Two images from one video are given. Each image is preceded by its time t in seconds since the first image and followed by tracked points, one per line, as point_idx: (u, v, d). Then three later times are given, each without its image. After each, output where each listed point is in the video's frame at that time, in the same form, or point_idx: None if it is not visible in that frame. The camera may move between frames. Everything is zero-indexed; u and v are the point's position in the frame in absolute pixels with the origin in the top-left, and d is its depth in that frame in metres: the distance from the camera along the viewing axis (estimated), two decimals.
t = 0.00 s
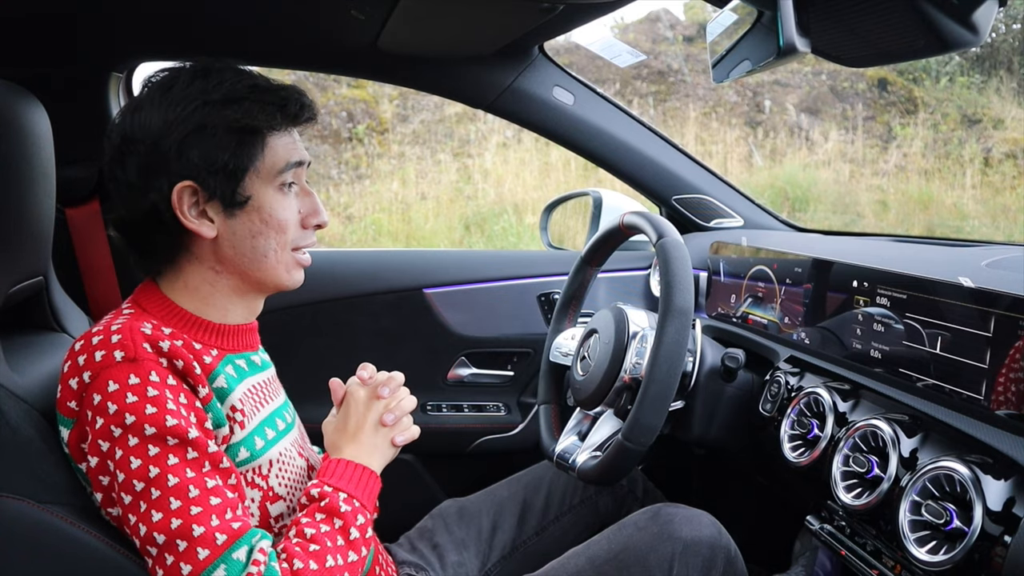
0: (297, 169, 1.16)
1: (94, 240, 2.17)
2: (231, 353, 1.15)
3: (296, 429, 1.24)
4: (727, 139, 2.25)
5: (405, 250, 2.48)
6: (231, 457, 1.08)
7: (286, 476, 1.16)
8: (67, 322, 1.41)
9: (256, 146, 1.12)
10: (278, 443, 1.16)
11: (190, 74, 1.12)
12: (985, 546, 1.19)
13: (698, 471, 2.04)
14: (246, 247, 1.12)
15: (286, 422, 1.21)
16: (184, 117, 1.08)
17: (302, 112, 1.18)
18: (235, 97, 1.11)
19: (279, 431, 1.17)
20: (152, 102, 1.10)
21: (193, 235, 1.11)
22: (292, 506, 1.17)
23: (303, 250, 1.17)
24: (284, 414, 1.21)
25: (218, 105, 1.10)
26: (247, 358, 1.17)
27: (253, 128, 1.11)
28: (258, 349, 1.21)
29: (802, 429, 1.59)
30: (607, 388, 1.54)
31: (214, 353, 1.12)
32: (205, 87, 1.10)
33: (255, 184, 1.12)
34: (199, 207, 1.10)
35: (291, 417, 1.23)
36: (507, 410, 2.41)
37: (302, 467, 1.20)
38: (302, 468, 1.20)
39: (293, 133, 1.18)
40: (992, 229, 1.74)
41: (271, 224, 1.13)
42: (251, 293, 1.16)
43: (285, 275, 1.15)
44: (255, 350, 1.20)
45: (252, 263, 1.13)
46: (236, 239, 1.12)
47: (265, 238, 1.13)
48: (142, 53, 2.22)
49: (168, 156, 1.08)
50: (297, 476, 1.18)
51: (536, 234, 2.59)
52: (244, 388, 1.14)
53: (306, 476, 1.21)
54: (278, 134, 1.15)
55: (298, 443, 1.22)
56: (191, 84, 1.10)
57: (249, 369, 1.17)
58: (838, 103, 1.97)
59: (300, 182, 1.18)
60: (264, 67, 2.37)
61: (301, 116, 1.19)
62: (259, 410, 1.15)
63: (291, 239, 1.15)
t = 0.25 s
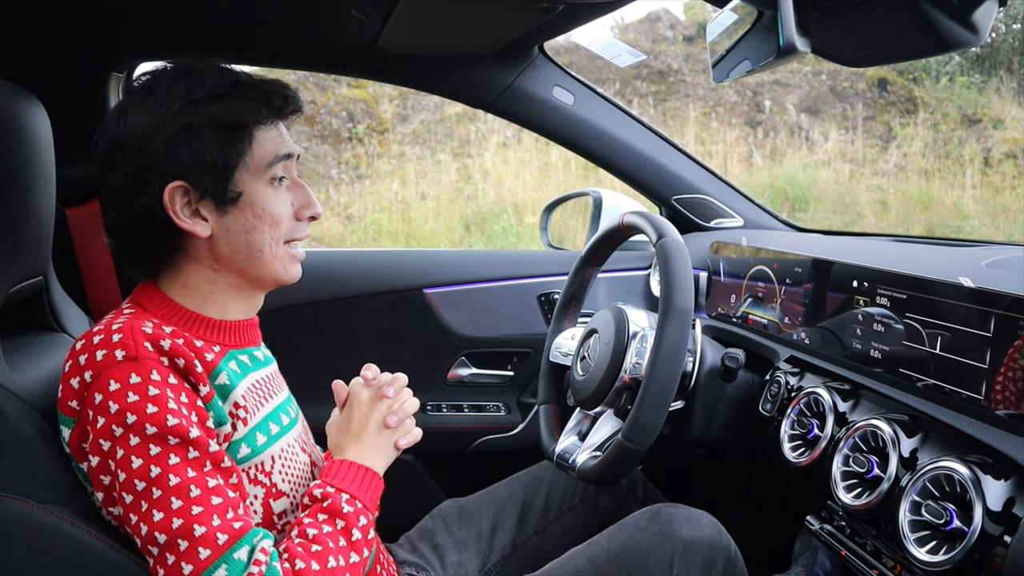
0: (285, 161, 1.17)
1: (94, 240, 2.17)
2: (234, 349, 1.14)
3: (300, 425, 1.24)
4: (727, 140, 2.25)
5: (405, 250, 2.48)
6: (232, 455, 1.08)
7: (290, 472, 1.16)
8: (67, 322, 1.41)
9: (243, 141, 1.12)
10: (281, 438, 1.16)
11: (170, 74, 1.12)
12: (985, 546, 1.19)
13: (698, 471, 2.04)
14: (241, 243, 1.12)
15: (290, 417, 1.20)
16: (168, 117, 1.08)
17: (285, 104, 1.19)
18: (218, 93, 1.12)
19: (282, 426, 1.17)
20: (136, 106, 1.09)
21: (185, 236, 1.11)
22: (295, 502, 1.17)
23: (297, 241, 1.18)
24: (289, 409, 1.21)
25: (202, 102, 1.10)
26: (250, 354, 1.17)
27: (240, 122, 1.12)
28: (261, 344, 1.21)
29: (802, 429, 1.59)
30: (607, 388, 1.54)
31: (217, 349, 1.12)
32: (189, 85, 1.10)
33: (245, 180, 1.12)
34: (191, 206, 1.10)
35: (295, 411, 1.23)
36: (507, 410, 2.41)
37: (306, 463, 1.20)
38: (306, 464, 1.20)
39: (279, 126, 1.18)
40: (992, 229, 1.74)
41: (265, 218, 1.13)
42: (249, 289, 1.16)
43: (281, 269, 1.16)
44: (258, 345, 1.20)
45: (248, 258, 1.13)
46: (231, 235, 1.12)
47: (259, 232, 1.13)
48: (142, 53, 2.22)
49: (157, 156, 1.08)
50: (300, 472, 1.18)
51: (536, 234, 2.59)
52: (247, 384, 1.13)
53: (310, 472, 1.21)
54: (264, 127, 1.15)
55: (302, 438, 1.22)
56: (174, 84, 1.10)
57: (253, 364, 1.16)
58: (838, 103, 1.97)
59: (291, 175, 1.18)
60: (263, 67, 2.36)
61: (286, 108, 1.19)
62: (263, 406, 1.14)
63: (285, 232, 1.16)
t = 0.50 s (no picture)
0: (284, 162, 1.17)
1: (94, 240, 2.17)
2: (234, 346, 1.15)
3: (303, 421, 1.24)
4: (727, 140, 2.26)
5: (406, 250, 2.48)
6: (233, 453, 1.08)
7: (292, 469, 1.16)
8: (67, 322, 1.41)
9: (243, 141, 1.12)
10: (283, 435, 1.16)
11: (169, 73, 1.12)
12: (985, 546, 1.19)
13: (698, 471, 2.04)
14: (240, 244, 1.12)
15: (292, 413, 1.20)
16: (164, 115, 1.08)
17: (284, 104, 1.19)
18: (217, 93, 1.12)
19: (284, 423, 1.17)
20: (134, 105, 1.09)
21: (183, 236, 1.11)
22: (298, 499, 1.17)
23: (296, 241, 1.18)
24: (290, 406, 1.21)
25: (201, 102, 1.10)
26: (251, 351, 1.17)
27: (238, 122, 1.12)
28: (262, 341, 1.21)
29: (802, 429, 1.59)
30: (607, 387, 1.54)
31: (218, 347, 1.12)
32: (189, 84, 1.10)
33: (244, 180, 1.12)
34: (189, 206, 1.10)
35: (297, 408, 1.23)
36: (507, 410, 2.41)
37: (308, 460, 1.20)
38: (308, 461, 1.20)
39: (277, 126, 1.18)
40: (992, 229, 1.74)
41: (264, 219, 1.13)
42: (249, 287, 1.16)
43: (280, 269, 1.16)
44: (258, 342, 1.20)
45: (247, 258, 1.13)
46: (229, 235, 1.12)
47: (258, 232, 1.13)
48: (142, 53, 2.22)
49: (155, 157, 1.08)
50: (303, 469, 1.18)
51: (537, 234, 2.58)
52: (248, 381, 1.13)
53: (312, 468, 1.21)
54: (263, 127, 1.15)
55: (304, 435, 1.22)
56: (175, 83, 1.10)
57: (254, 361, 1.17)
58: (838, 103, 1.97)
59: (290, 175, 1.18)
60: (264, 67, 2.36)
61: (285, 106, 1.19)
62: (264, 403, 1.14)
63: (284, 232, 1.16)
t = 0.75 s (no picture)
0: (290, 165, 1.17)
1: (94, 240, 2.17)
2: (234, 347, 1.15)
3: (302, 422, 1.24)
4: (727, 140, 2.27)
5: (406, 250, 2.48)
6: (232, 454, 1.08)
7: (291, 470, 1.16)
8: (67, 322, 1.41)
9: (249, 142, 1.12)
10: (282, 437, 1.16)
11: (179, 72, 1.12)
12: (985, 546, 1.19)
13: (698, 471, 2.04)
14: (242, 245, 1.13)
15: (292, 415, 1.20)
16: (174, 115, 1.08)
17: (293, 107, 1.19)
18: (226, 94, 1.12)
19: (283, 425, 1.17)
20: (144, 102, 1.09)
21: (185, 234, 1.11)
22: (297, 501, 1.17)
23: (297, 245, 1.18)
24: (289, 407, 1.20)
25: (210, 102, 1.10)
26: (250, 352, 1.17)
27: (245, 123, 1.12)
28: (262, 342, 1.21)
29: (802, 429, 1.59)
30: (607, 387, 1.54)
31: (218, 348, 1.12)
32: (197, 84, 1.11)
33: (248, 181, 1.12)
34: (192, 206, 1.10)
35: (296, 409, 1.23)
36: (507, 410, 2.41)
37: (308, 461, 1.20)
38: (308, 462, 1.20)
39: (284, 129, 1.18)
40: (992, 229, 1.74)
41: (267, 220, 1.14)
42: (249, 288, 1.16)
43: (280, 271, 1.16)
44: (257, 343, 1.20)
45: (248, 259, 1.13)
46: (231, 235, 1.12)
47: (259, 234, 1.13)
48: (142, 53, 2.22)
49: (160, 155, 1.08)
50: (302, 470, 1.18)
51: (537, 234, 2.59)
52: (247, 383, 1.13)
53: (311, 470, 1.21)
54: (270, 129, 1.15)
55: (304, 437, 1.22)
56: (184, 81, 1.11)
57: (253, 362, 1.17)
58: (838, 103, 1.97)
59: (294, 179, 1.18)
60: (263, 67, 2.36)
61: (293, 109, 1.19)
62: (263, 405, 1.14)
63: (286, 235, 1.16)
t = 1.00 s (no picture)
0: (260, 154, 1.16)
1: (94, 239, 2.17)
2: (234, 351, 1.15)
3: (302, 429, 1.24)
4: (727, 140, 2.25)
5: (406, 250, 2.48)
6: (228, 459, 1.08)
7: (288, 477, 1.16)
8: (66, 322, 1.41)
9: (208, 131, 1.15)
10: (278, 444, 1.16)
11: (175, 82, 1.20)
12: (985, 546, 1.19)
13: (699, 471, 2.04)
14: (204, 235, 1.13)
15: (289, 422, 1.21)
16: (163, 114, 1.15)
17: (271, 100, 1.19)
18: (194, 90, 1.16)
19: (280, 431, 1.17)
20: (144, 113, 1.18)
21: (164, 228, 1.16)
22: (294, 508, 1.17)
23: (271, 236, 1.15)
24: (288, 414, 1.21)
25: (184, 100, 1.15)
26: (250, 356, 1.17)
27: (205, 113, 1.14)
28: (264, 347, 1.22)
29: (802, 429, 1.59)
30: (607, 388, 1.54)
31: (217, 352, 1.13)
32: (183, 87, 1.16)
33: (206, 171, 1.13)
34: (164, 199, 1.15)
35: (295, 416, 1.23)
36: (507, 410, 2.41)
37: (304, 468, 1.20)
38: (304, 469, 1.20)
39: (262, 120, 1.18)
40: (992, 229, 1.73)
41: (227, 210, 1.13)
42: (229, 283, 1.15)
43: (250, 262, 1.14)
44: (261, 347, 1.21)
45: (213, 249, 1.13)
46: (196, 226, 1.14)
47: (221, 223, 1.13)
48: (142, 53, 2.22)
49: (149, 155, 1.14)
50: (298, 478, 1.18)
51: (537, 234, 2.59)
52: (244, 389, 1.13)
53: (308, 476, 1.21)
54: (237, 120, 1.16)
55: (302, 444, 1.22)
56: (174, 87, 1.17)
57: (252, 368, 1.17)
58: (838, 103, 1.98)
59: (269, 169, 1.16)
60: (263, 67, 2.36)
61: (265, 98, 1.19)
62: (259, 411, 1.14)
63: (252, 224, 1.13)
